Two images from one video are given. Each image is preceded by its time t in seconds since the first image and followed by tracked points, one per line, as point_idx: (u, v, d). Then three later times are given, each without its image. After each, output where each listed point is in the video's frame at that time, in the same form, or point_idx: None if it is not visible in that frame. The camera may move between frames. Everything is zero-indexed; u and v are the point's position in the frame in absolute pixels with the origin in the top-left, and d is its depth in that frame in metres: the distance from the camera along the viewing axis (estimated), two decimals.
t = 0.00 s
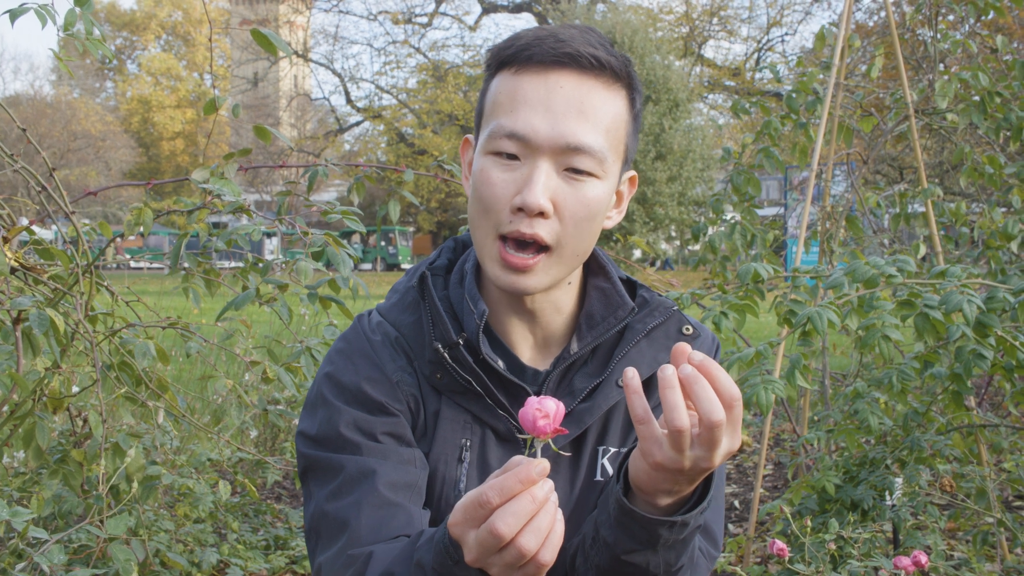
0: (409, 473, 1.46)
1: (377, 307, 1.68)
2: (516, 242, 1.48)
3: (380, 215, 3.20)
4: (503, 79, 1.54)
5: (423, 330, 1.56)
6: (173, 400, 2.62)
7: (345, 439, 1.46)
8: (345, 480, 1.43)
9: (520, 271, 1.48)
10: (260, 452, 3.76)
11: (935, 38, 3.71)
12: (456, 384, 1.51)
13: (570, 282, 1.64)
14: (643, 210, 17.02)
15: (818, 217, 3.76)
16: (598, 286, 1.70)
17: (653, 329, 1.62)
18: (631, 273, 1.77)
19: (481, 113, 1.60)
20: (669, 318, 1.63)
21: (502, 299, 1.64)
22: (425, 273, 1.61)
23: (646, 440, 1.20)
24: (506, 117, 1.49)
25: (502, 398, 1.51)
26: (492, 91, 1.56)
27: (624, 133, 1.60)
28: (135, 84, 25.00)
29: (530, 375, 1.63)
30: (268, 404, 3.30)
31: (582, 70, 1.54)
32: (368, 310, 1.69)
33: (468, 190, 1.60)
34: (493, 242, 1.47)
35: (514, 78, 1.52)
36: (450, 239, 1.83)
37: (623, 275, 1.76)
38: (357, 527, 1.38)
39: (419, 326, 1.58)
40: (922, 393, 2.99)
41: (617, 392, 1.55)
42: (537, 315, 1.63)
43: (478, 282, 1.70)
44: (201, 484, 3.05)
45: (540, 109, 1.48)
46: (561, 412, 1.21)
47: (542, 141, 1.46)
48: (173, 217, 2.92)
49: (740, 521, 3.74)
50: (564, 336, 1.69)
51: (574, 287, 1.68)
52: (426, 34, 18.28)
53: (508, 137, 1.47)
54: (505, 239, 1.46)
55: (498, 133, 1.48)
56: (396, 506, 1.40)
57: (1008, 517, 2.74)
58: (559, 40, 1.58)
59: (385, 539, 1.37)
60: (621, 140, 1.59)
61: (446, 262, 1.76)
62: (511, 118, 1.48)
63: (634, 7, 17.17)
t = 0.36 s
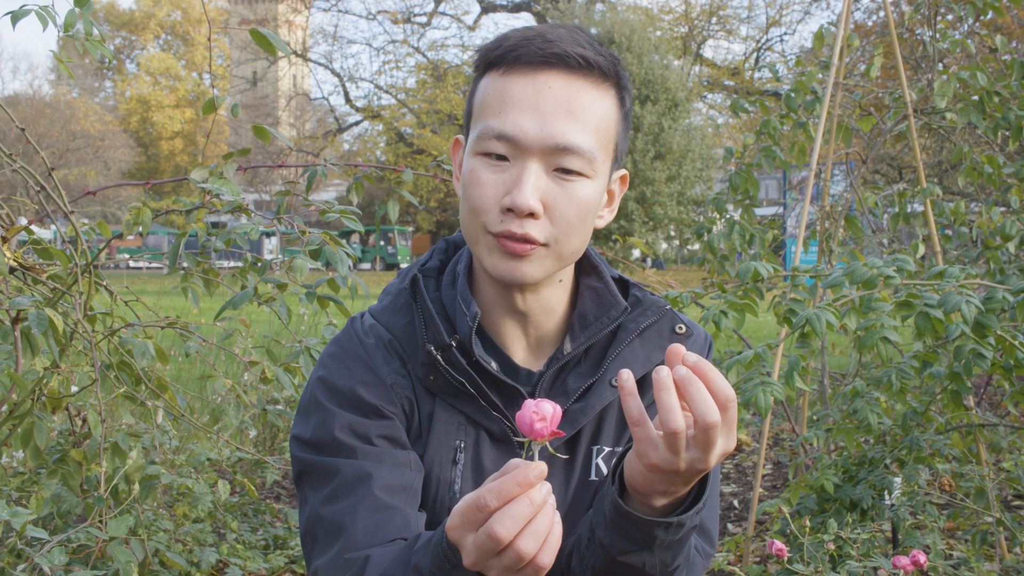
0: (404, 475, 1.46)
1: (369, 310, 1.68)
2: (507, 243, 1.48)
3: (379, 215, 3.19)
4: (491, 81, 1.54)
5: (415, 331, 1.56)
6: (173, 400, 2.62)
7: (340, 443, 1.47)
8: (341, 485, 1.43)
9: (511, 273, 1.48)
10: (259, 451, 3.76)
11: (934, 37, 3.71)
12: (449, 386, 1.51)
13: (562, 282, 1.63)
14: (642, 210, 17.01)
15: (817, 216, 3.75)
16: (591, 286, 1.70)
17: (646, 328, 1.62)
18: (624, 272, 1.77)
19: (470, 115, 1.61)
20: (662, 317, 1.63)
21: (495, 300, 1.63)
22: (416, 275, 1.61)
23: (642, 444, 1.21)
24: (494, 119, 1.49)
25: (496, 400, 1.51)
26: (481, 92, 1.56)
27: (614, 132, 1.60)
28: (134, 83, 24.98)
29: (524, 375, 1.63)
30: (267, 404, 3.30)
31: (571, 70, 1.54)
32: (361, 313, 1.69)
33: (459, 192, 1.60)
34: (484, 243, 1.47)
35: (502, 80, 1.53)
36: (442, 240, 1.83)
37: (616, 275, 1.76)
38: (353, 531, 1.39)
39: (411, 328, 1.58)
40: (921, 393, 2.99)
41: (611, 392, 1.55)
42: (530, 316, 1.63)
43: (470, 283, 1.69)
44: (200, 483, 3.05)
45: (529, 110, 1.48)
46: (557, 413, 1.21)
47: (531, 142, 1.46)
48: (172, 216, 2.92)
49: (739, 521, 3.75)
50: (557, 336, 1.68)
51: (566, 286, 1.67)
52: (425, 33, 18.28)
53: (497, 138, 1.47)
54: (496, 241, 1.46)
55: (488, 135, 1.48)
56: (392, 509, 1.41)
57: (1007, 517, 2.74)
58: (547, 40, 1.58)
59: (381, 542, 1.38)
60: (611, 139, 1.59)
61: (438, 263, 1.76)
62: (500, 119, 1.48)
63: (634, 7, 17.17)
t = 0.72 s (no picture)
0: (403, 475, 1.46)
1: (367, 310, 1.68)
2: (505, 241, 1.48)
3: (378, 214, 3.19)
4: (486, 79, 1.54)
5: (413, 331, 1.56)
6: (172, 400, 2.62)
7: (339, 442, 1.47)
8: (340, 484, 1.43)
9: (509, 271, 1.48)
10: (258, 452, 3.76)
11: (934, 36, 3.71)
12: (448, 385, 1.51)
13: (560, 282, 1.63)
14: (641, 209, 16.81)
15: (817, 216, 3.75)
16: (589, 285, 1.70)
17: (644, 327, 1.62)
18: (621, 271, 1.77)
19: (466, 113, 1.60)
20: (660, 316, 1.63)
21: (493, 300, 1.63)
22: (414, 275, 1.60)
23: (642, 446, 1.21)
24: (490, 117, 1.49)
25: (494, 399, 1.51)
26: (477, 91, 1.56)
27: (610, 129, 1.60)
28: (134, 83, 24.98)
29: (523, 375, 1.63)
30: (266, 403, 3.30)
31: (566, 67, 1.54)
32: (359, 313, 1.69)
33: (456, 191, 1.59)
34: (482, 242, 1.47)
35: (497, 78, 1.52)
36: (440, 240, 1.83)
37: (614, 274, 1.76)
38: (353, 531, 1.39)
39: (409, 328, 1.58)
40: (921, 392, 2.99)
41: (610, 391, 1.55)
42: (528, 315, 1.63)
43: (468, 282, 1.69)
44: (199, 483, 3.05)
45: (525, 108, 1.48)
46: (555, 411, 1.22)
47: (527, 139, 1.46)
48: (172, 216, 2.92)
49: (739, 520, 3.75)
50: (555, 336, 1.68)
51: (564, 285, 1.67)
52: (424, 33, 18.28)
53: (493, 136, 1.47)
54: (493, 238, 1.46)
55: (484, 133, 1.48)
56: (391, 508, 1.41)
57: (1007, 516, 2.74)
58: (542, 38, 1.58)
59: (380, 541, 1.38)
60: (607, 136, 1.59)
61: (436, 263, 1.75)
62: (496, 117, 1.48)
63: (633, 6, 17.16)
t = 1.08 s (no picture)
0: (406, 474, 1.46)
1: (370, 310, 1.68)
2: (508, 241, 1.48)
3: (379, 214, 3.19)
4: (493, 80, 1.54)
5: (417, 331, 1.56)
6: (173, 400, 2.62)
7: (342, 442, 1.47)
8: (343, 484, 1.43)
9: (511, 272, 1.48)
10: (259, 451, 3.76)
11: (934, 36, 3.71)
12: (451, 385, 1.51)
13: (563, 282, 1.63)
14: (642, 210, 17.00)
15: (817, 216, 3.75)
16: (592, 286, 1.70)
17: (648, 327, 1.62)
18: (624, 272, 1.77)
19: (472, 114, 1.60)
20: (663, 317, 1.63)
21: (496, 300, 1.63)
22: (417, 275, 1.60)
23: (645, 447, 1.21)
24: (495, 118, 1.49)
25: (497, 399, 1.51)
26: (483, 91, 1.56)
27: (615, 131, 1.60)
28: (134, 83, 24.97)
29: (525, 375, 1.64)
30: (267, 403, 3.30)
31: (572, 68, 1.54)
32: (362, 313, 1.69)
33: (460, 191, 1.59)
34: (486, 242, 1.47)
35: (503, 79, 1.53)
36: (443, 240, 1.83)
37: (617, 274, 1.76)
38: (355, 530, 1.38)
39: (412, 329, 1.58)
40: (920, 393, 2.99)
41: (613, 391, 1.55)
42: (531, 315, 1.63)
43: (471, 283, 1.69)
44: (200, 483, 3.05)
45: (530, 109, 1.48)
46: (557, 409, 1.21)
47: (532, 140, 1.46)
48: (172, 216, 2.92)
49: (739, 520, 3.75)
50: (558, 336, 1.68)
51: (568, 286, 1.67)
52: (424, 33, 18.29)
53: (499, 136, 1.47)
54: (497, 239, 1.46)
55: (489, 133, 1.48)
56: (394, 508, 1.41)
57: (1006, 516, 2.74)
58: (548, 39, 1.58)
59: (383, 540, 1.38)
60: (611, 139, 1.59)
61: (439, 263, 1.75)
62: (501, 118, 1.48)
63: (633, 7, 17.17)
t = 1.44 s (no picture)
0: (409, 472, 1.46)
1: (375, 307, 1.67)
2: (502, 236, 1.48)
3: (378, 213, 3.19)
4: (495, 75, 1.55)
5: (421, 329, 1.56)
6: (172, 399, 2.62)
7: (346, 439, 1.47)
8: (346, 480, 1.43)
9: (504, 267, 1.47)
10: (258, 451, 3.76)
11: (934, 36, 3.71)
12: (455, 384, 1.51)
13: (567, 282, 1.63)
14: (641, 210, 16.99)
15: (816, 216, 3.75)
16: (597, 286, 1.70)
17: (652, 329, 1.62)
18: (629, 272, 1.77)
19: (474, 110, 1.61)
20: (668, 318, 1.63)
21: (500, 297, 1.63)
22: (422, 273, 1.60)
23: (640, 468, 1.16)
24: (494, 112, 1.49)
25: (502, 398, 1.51)
26: (485, 87, 1.56)
27: (616, 131, 1.60)
28: (133, 82, 24.95)
29: (529, 374, 1.63)
30: (266, 403, 3.30)
31: (572, 65, 1.54)
32: (367, 310, 1.69)
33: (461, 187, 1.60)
34: (479, 236, 1.47)
35: (503, 75, 1.53)
36: (448, 239, 1.82)
37: (623, 274, 1.76)
38: (359, 527, 1.39)
39: (417, 326, 1.57)
40: (920, 392, 2.99)
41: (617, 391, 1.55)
42: (534, 313, 1.63)
43: (476, 281, 1.69)
44: (199, 483, 3.05)
45: (527, 104, 1.48)
46: (563, 407, 1.21)
47: (527, 134, 1.46)
48: (171, 216, 2.92)
49: (738, 520, 3.75)
50: (562, 336, 1.68)
51: (572, 286, 1.67)
52: (424, 32, 18.27)
53: (496, 130, 1.48)
54: (490, 233, 1.46)
55: (487, 127, 1.49)
56: (398, 505, 1.41)
57: (1006, 516, 2.74)
58: (551, 36, 1.58)
59: (388, 538, 1.38)
60: (611, 138, 1.58)
61: (444, 262, 1.75)
62: (499, 112, 1.49)
63: (633, 6, 17.16)
